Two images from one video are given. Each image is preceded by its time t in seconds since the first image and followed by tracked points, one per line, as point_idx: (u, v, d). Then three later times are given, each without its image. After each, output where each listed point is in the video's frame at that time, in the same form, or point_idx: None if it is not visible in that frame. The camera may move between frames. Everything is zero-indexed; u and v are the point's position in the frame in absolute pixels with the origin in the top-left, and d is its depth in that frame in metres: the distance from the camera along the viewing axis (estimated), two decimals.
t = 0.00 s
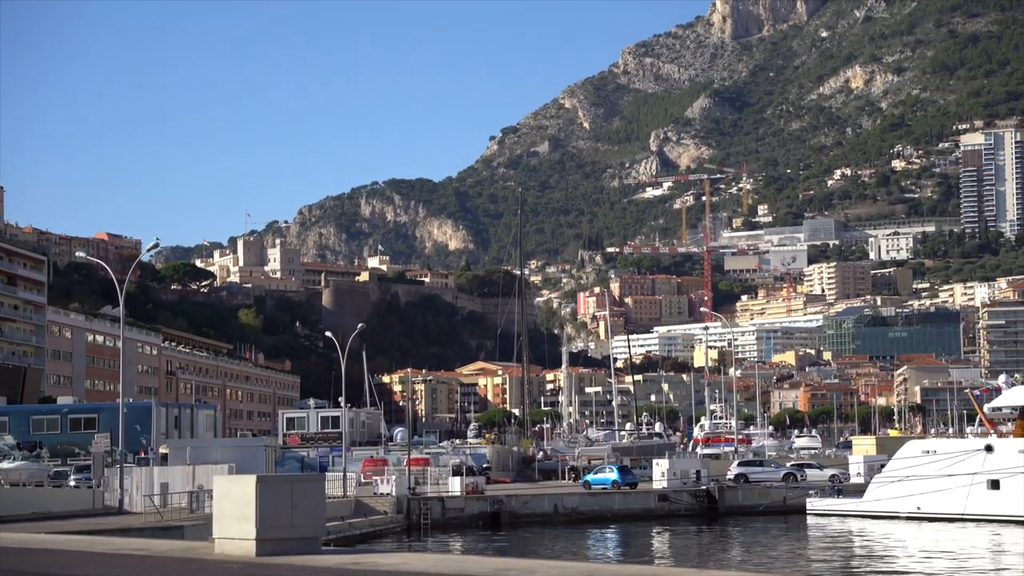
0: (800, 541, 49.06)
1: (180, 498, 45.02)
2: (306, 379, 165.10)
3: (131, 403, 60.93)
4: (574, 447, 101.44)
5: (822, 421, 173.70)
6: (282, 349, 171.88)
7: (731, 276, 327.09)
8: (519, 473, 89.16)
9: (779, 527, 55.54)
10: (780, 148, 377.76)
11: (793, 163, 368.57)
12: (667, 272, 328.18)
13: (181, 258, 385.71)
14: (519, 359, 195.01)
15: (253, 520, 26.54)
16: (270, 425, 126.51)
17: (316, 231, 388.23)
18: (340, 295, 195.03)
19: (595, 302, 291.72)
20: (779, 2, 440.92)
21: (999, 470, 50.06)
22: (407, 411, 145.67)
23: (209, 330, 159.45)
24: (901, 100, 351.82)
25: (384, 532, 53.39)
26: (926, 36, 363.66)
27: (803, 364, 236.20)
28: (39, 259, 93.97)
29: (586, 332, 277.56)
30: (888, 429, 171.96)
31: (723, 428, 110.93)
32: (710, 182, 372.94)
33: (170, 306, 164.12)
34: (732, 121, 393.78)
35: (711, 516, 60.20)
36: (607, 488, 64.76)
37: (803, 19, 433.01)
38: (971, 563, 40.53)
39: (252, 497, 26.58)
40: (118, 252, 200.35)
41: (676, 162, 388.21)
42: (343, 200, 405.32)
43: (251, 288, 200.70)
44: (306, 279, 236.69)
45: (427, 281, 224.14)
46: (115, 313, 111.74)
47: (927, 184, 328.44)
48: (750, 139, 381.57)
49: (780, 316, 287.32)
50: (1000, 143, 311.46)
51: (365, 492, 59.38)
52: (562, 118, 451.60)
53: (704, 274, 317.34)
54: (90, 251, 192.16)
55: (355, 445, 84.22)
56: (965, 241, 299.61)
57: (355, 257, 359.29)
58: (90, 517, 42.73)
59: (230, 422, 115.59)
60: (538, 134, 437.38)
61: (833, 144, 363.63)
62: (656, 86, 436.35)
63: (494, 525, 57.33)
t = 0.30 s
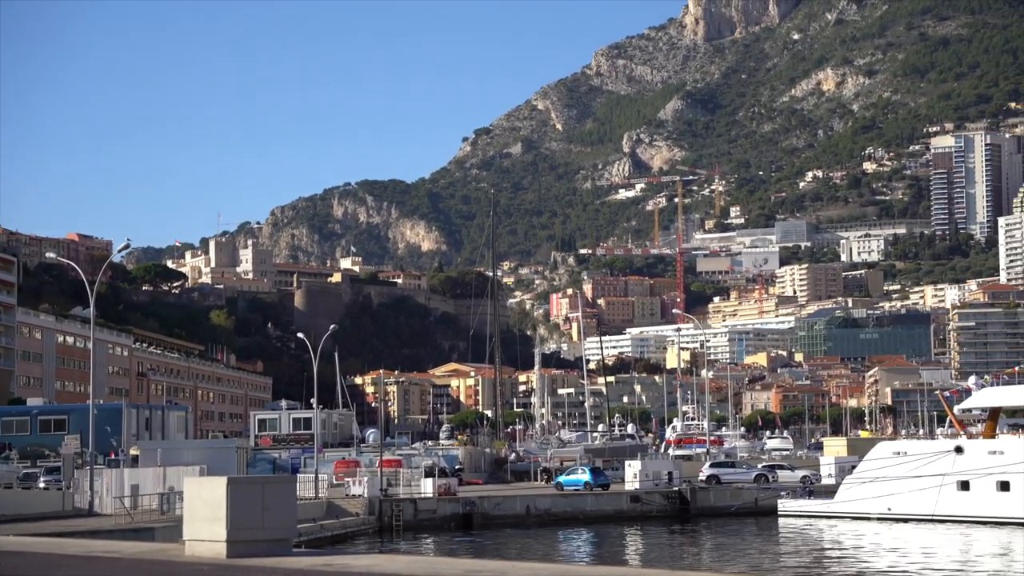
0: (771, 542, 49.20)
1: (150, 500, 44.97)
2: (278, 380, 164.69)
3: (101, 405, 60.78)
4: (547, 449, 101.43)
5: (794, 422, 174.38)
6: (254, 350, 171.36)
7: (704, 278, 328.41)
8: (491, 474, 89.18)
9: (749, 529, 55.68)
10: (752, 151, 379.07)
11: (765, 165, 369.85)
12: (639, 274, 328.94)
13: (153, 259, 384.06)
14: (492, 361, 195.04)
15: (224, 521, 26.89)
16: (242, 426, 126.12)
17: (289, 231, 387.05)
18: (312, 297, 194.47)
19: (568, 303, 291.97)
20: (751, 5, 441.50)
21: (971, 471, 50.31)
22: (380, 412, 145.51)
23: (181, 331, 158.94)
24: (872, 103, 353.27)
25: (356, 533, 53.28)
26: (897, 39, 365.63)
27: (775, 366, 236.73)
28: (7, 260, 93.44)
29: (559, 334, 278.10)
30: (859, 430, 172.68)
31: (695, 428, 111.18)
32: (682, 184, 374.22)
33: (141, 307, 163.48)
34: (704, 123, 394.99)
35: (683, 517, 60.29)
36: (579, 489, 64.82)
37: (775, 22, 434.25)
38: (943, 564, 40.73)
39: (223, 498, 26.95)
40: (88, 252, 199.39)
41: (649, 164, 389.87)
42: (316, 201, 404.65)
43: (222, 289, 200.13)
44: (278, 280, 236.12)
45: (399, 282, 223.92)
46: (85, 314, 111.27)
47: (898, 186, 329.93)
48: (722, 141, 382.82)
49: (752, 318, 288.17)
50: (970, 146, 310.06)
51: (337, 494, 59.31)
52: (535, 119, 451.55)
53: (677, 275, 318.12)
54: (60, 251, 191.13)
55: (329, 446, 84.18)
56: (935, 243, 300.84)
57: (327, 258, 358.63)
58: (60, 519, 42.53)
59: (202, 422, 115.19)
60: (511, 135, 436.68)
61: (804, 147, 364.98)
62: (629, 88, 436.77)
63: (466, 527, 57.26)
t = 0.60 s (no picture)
0: (745, 544, 49.26)
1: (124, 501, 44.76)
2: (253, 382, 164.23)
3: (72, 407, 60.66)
4: (522, 450, 101.35)
5: (769, 424, 174.90)
6: (229, 351, 170.79)
7: (679, 279, 328.74)
8: (466, 476, 89.16)
9: (724, 530, 55.73)
10: (727, 153, 380.01)
11: (740, 167, 370.71)
12: (615, 276, 329.41)
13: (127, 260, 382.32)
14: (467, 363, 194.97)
15: (197, 524, 27.06)
16: (216, 428, 125.71)
17: (264, 233, 385.85)
18: (287, 298, 193.88)
19: (543, 305, 291.64)
20: (726, 7, 442.60)
21: (943, 473, 50.50)
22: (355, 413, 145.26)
23: (155, 332, 158.32)
24: (847, 106, 354.67)
25: (331, 536, 53.18)
26: (871, 42, 367.54)
27: (750, 367, 237.03)
28: None
29: (534, 336, 278.37)
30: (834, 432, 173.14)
31: (670, 430, 111.39)
32: (658, 186, 375.33)
33: (116, 309, 162.76)
34: (680, 125, 395.50)
35: (658, 518, 60.32)
36: (554, 490, 64.83)
37: (751, 24, 434.89)
38: (917, 565, 40.85)
39: (197, 501, 27.12)
40: (62, 253, 198.33)
41: (624, 166, 389.58)
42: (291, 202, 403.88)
43: (197, 290, 199.38)
44: (253, 281, 235.47)
45: (375, 284, 223.59)
46: (58, 316, 110.74)
47: (873, 189, 330.58)
48: (698, 144, 383.70)
49: (727, 320, 288.77)
50: (944, 149, 309.16)
51: (312, 496, 59.17)
52: (511, 121, 451.50)
53: (653, 277, 318.51)
54: (33, 252, 190.08)
55: (304, 448, 83.99)
56: (910, 245, 301.57)
57: (303, 259, 357.87)
58: (32, 521, 42.30)
59: (175, 424, 114.80)
60: (487, 137, 436.05)
61: (779, 149, 366.12)
62: (605, 90, 437.31)
63: (441, 529, 57.22)
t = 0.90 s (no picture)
0: (713, 548, 49.34)
1: (91, 506, 44.47)
2: (222, 385, 163.59)
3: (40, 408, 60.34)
4: (492, 455, 101.23)
5: (738, 428, 175.51)
6: (197, 355, 170.14)
7: (649, 283, 329.36)
8: (436, 480, 89.13)
9: (693, 534, 55.92)
10: (696, 157, 381.27)
11: (709, 171, 371.96)
12: (585, 280, 329.65)
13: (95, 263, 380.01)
14: (437, 366, 194.86)
15: (165, 527, 28.96)
16: (185, 432, 125.27)
17: (234, 236, 384.27)
18: (256, 302, 193.09)
19: (514, 309, 290.54)
20: (696, 11, 444.00)
21: (912, 477, 50.70)
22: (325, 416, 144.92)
23: (123, 335, 157.58)
24: (816, 110, 356.95)
25: (299, 540, 52.96)
26: (841, 47, 370.09)
27: (720, 371, 237.58)
28: None
29: (505, 339, 278.65)
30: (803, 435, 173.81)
31: (640, 434, 111.70)
32: (628, 191, 376.34)
33: (83, 312, 161.97)
34: (650, 129, 396.30)
35: (627, 522, 60.33)
36: (524, 494, 64.79)
37: (721, 28, 435.70)
38: (886, 568, 40.91)
39: (164, 505, 29.08)
40: (29, 256, 197.10)
41: (594, 170, 391.22)
42: (261, 205, 402.49)
43: (166, 293, 198.47)
44: (222, 285, 234.66)
45: (345, 287, 223.00)
46: (26, 319, 110.00)
47: (841, 193, 331.13)
48: (668, 148, 384.47)
49: (696, 323, 289.32)
50: (912, 154, 311.22)
51: (280, 500, 58.94)
52: (482, 124, 451.00)
53: (623, 281, 318.92)
54: None
55: (274, 452, 83.81)
56: (878, 249, 302.86)
57: (272, 262, 356.84)
58: None
59: (143, 428, 114.25)
60: (457, 141, 435.69)
61: (749, 153, 367.61)
62: (575, 94, 437.75)
63: (410, 533, 57.07)
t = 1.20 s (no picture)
0: (684, 551, 49.45)
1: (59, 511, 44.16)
2: (192, 389, 162.94)
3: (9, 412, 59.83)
4: (463, 458, 101.11)
5: (708, 431, 175.67)
6: (167, 359, 169.44)
7: (620, 287, 329.72)
8: (407, 484, 89.05)
9: (665, 537, 56.02)
10: (667, 162, 382.50)
11: (680, 175, 371.81)
12: (556, 283, 329.87)
13: (63, 266, 377.99)
14: (408, 369, 194.63)
15: (133, 531, 29.50)
16: (155, 436, 124.74)
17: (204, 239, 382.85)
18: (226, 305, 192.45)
19: (485, 312, 289.89)
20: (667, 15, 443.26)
21: (881, 480, 50.85)
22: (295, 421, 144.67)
23: (92, 338, 156.73)
24: (787, 115, 356.79)
25: (270, 544, 52.78)
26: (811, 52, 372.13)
27: (691, 375, 237.85)
28: None
29: (476, 343, 278.70)
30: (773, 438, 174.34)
31: (611, 437, 111.93)
32: (600, 195, 377.13)
33: (52, 316, 161.12)
34: (621, 133, 397.74)
35: (597, 526, 60.33)
36: (495, 498, 64.81)
37: (692, 33, 436.50)
38: (856, 572, 41.08)
39: (134, 508, 29.64)
40: None
41: (565, 173, 391.33)
42: (232, 208, 400.96)
43: (136, 297, 197.58)
44: (192, 289, 233.78)
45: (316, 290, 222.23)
46: None
47: (811, 198, 331.98)
48: (639, 152, 385.53)
49: (667, 327, 289.91)
50: (881, 158, 313.30)
51: (250, 504, 58.77)
52: (453, 127, 450.49)
53: (594, 285, 319.17)
54: None
55: (244, 456, 83.60)
56: (848, 253, 303.96)
57: (243, 266, 356.02)
58: None
59: (112, 432, 113.70)
60: (429, 144, 435.17)
61: (720, 157, 367.93)
62: (547, 98, 437.77)
63: (381, 537, 56.96)
